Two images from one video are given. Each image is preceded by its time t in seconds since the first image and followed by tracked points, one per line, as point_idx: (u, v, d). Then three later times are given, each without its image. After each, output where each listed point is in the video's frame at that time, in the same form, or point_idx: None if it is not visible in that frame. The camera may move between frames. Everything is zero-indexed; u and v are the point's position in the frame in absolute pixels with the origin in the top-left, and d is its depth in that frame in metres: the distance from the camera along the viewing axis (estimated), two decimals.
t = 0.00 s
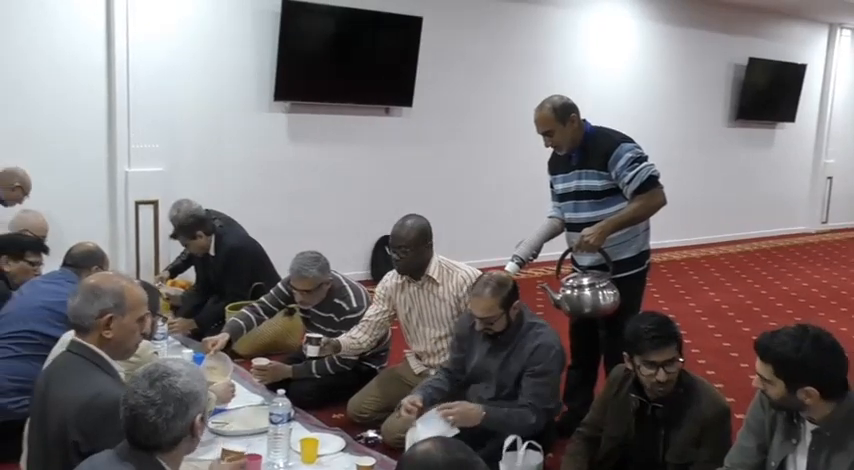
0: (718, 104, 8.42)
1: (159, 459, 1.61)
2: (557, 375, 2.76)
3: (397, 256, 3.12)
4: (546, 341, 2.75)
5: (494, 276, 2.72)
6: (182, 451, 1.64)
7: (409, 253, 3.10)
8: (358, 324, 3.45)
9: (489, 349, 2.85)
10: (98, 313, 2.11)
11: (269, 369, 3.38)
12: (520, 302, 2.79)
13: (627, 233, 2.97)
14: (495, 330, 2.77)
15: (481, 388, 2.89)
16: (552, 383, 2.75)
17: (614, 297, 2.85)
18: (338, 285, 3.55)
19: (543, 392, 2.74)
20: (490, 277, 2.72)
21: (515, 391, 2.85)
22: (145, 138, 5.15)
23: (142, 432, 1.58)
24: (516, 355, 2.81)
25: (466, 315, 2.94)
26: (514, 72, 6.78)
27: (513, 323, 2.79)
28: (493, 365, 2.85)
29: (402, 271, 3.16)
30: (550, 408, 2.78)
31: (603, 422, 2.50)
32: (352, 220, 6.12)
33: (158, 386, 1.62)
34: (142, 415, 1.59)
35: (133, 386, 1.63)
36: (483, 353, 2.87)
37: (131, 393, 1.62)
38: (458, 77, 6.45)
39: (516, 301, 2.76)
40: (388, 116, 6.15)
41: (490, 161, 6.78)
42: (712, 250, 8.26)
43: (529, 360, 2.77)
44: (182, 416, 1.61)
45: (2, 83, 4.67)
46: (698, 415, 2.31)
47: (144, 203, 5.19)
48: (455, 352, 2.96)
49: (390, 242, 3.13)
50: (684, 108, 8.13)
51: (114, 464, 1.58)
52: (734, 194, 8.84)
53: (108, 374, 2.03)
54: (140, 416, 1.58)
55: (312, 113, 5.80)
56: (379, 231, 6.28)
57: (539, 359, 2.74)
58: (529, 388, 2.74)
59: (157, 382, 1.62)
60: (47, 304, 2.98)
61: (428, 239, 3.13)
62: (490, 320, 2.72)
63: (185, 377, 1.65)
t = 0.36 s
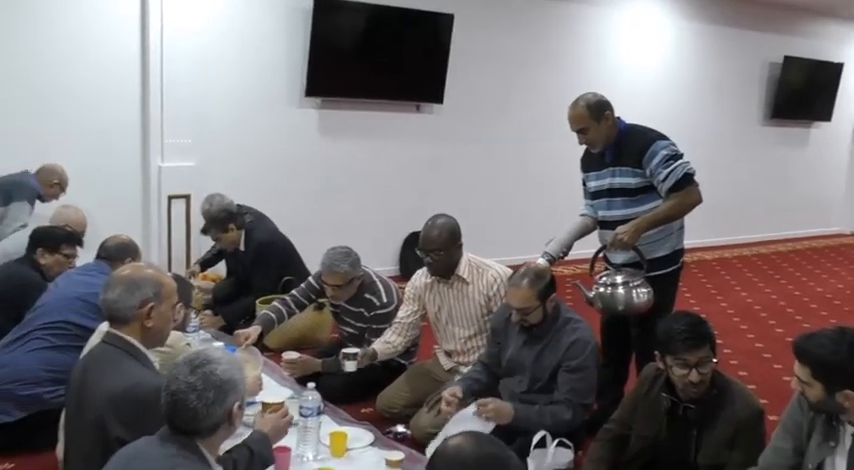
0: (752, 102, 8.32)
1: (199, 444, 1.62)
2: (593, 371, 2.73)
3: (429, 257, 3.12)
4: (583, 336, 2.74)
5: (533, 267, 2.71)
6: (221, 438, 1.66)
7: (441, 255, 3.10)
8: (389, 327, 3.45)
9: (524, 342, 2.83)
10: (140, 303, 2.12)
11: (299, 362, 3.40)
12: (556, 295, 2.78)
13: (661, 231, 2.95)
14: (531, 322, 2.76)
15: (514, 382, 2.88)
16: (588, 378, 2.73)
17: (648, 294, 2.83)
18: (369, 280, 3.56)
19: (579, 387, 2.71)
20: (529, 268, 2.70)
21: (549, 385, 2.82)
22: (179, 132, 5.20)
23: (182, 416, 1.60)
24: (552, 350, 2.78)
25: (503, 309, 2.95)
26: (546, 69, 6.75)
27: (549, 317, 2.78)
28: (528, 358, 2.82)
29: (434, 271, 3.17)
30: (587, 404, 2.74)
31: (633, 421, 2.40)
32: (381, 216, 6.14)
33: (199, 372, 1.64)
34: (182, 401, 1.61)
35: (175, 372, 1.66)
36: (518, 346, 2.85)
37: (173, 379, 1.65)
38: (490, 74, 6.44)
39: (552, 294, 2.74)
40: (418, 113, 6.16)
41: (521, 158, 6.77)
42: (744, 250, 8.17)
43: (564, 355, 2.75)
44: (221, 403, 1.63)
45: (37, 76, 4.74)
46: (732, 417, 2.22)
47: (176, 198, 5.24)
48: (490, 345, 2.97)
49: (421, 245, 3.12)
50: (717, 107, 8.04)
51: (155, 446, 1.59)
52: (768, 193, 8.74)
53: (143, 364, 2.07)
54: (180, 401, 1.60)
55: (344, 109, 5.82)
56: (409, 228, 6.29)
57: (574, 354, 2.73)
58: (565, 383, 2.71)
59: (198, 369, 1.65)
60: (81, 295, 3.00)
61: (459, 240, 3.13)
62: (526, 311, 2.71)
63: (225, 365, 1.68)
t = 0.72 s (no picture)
0: (788, 78, 8.16)
1: (240, 416, 1.63)
2: (627, 346, 2.73)
3: (453, 241, 3.09)
4: (617, 311, 2.72)
5: (566, 241, 2.69)
6: (262, 411, 1.68)
7: (465, 238, 3.07)
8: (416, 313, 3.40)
9: (556, 318, 2.82)
10: (190, 282, 2.14)
11: (330, 339, 3.42)
12: (590, 270, 2.76)
13: (697, 208, 2.91)
14: (564, 296, 2.75)
15: (544, 359, 2.86)
16: (621, 354, 2.72)
17: (684, 272, 2.80)
18: (398, 259, 3.56)
19: (613, 363, 2.70)
20: (561, 243, 2.69)
21: (582, 361, 2.81)
22: (210, 111, 5.23)
23: (225, 388, 1.61)
24: (584, 325, 2.77)
25: (534, 286, 2.93)
26: (577, 45, 6.67)
27: (582, 293, 2.76)
28: (561, 333, 2.81)
29: (457, 255, 3.14)
30: (622, 379, 2.74)
31: (666, 401, 2.32)
32: (411, 193, 6.13)
33: (242, 345, 1.66)
34: (225, 373, 1.62)
35: (218, 346, 1.67)
36: (551, 321, 2.84)
37: (216, 353, 1.66)
38: (521, 51, 6.38)
39: (586, 269, 2.73)
40: (448, 91, 6.13)
41: (551, 135, 6.71)
42: (779, 227, 8.05)
43: (597, 330, 2.74)
44: (264, 376, 1.65)
45: (72, 55, 4.79)
46: (765, 397, 2.15)
47: (208, 176, 5.28)
48: (522, 323, 2.95)
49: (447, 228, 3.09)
50: (752, 83, 7.90)
51: (199, 417, 1.61)
52: (803, 170, 8.59)
53: (184, 341, 2.07)
54: (224, 373, 1.61)
55: (374, 86, 5.81)
56: (439, 205, 6.28)
57: (606, 329, 2.71)
58: (599, 357, 2.70)
59: (241, 343, 1.66)
60: (116, 271, 3.07)
61: (483, 223, 3.09)
62: (560, 285, 2.70)
63: (266, 339, 1.70)
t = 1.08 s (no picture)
0: (825, 60, 8.00)
1: (278, 401, 1.65)
2: (664, 330, 2.71)
3: (461, 252, 2.95)
4: (653, 295, 2.70)
5: (601, 225, 2.68)
6: (300, 396, 1.68)
7: (473, 249, 2.93)
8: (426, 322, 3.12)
9: (590, 301, 2.81)
10: (261, 275, 2.14)
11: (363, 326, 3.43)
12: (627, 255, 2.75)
13: (733, 193, 2.88)
14: (601, 281, 2.73)
15: (579, 343, 2.85)
16: (659, 338, 2.70)
17: (719, 258, 2.77)
18: (430, 245, 3.55)
19: (651, 347, 2.69)
20: (597, 227, 2.68)
21: (618, 346, 2.79)
22: (242, 99, 5.26)
23: (264, 374, 1.62)
24: (620, 309, 2.76)
25: (569, 271, 2.91)
26: (608, 29, 6.60)
27: (619, 277, 2.74)
28: (596, 317, 2.79)
29: (465, 266, 3.00)
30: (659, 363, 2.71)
31: (702, 387, 2.30)
32: (442, 180, 6.12)
33: (281, 331, 1.66)
34: (265, 359, 1.63)
35: (257, 332, 1.68)
36: (586, 305, 2.82)
37: (256, 338, 1.66)
38: (551, 35, 6.32)
39: (622, 254, 2.71)
40: (479, 77, 6.10)
41: (582, 120, 6.66)
42: (816, 212, 7.92)
43: (633, 314, 2.72)
44: (303, 362, 1.65)
45: (107, 44, 4.84)
46: (803, 383, 2.10)
47: (240, 163, 5.31)
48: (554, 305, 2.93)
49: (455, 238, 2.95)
50: (787, 65, 7.76)
51: (238, 402, 1.63)
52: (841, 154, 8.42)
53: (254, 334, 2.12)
54: (264, 359, 1.63)
55: (404, 73, 5.80)
56: (469, 192, 6.26)
57: (644, 313, 2.69)
58: (636, 341, 2.69)
59: (281, 328, 1.66)
60: (150, 258, 3.13)
61: (494, 232, 2.96)
62: (597, 270, 2.68)
63: (305, 325, 1.69)
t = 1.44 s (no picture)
0: None
1: (311, 397, 1.65)
2: (697, 325, 2.68)
3: (479, 272, 2.84)
4: (684, 290, 2.67)
5: (630, 220, 2.66)
6: (332, 392, 1.69)
7: (491, 269, 2.83)
8: (438, 333, 2.89)
9: (620, 297, 2.79)
10: (337, 289, 2.14)
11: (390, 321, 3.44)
12: (656, 250, 2.73)
13: (765, 186, 2.84)
14: (630, 276, 2.71)
15: (607, 338, 2.83)
16: (692, 334, 2.67)
17: (751, 252, 2.73)
18: (457, 240, 3.54)
19: (683, 342, 2.66)
20: (625, 222, 2.66)
21: (649, 341, 2.76)
22: (269, 95, 5.28)
23: (296, 370, 1.63)
24: (650, 304, 2.73)
25: (598, 265, 2.89)
26: (636, 21, 6.53)
27: (648, 273, 2.71)
28: (626, 312, 2.77)
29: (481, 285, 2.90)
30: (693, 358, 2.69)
31: (733, 382, 2.27)
32: (469, 175, 6.11)
33: (313, 328, 1.67)
34: (297, 356, 1.64)
35: (289, 328, 1.69)
36: (615, 300, 2.80)
37: (288, 335, 1.67)
38: (578, 29, 6.27)
39: (652, 249, 2.68)
40: (505, 71, 6.07)
41: (610, 114, 6.60)
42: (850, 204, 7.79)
43: (664, 310, 2.69)
44: (334, 359, 1.65)
45: (135, 43, 4.88)
46: (838, 378, 2.06)
47: (267, 160, 5.34)
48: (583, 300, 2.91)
49: (471, 256, 2.85)
50: (820, 55, 7.64)
51: (271, 397, 1.64)
52: None
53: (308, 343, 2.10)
54: (295, 355, 1.64)
55: (430, 68, 5.79)
56: (496, 186, 6.24)
57: (675, 309, 2.67)
58: (668, 337, 2.67)
59: (312, 325, 1.67)
60: (178, 253, 3.17)
61: (511, 248, 2.86)
62: (626, 266, 2.66)
63: (336, 322, 1.70)
